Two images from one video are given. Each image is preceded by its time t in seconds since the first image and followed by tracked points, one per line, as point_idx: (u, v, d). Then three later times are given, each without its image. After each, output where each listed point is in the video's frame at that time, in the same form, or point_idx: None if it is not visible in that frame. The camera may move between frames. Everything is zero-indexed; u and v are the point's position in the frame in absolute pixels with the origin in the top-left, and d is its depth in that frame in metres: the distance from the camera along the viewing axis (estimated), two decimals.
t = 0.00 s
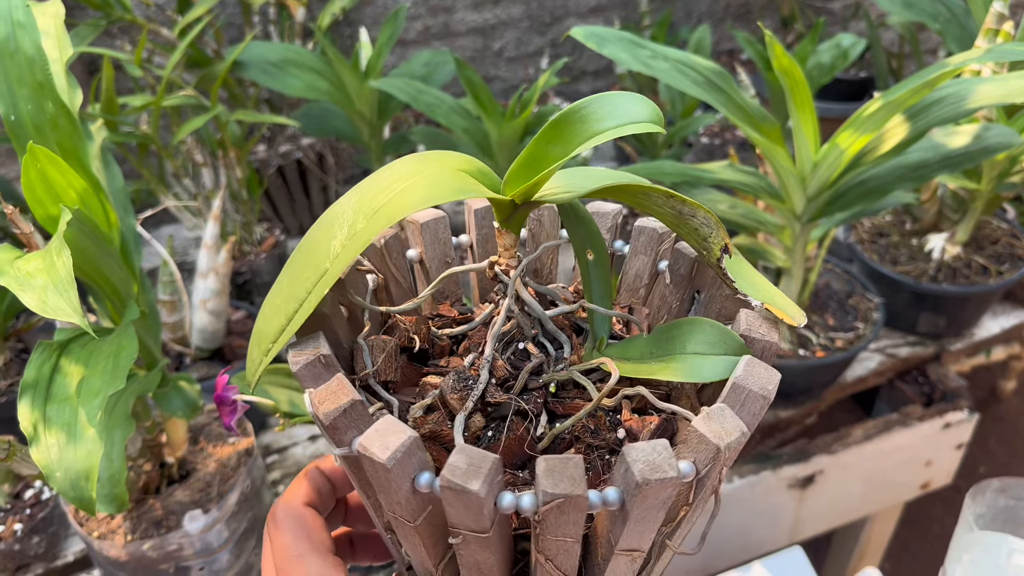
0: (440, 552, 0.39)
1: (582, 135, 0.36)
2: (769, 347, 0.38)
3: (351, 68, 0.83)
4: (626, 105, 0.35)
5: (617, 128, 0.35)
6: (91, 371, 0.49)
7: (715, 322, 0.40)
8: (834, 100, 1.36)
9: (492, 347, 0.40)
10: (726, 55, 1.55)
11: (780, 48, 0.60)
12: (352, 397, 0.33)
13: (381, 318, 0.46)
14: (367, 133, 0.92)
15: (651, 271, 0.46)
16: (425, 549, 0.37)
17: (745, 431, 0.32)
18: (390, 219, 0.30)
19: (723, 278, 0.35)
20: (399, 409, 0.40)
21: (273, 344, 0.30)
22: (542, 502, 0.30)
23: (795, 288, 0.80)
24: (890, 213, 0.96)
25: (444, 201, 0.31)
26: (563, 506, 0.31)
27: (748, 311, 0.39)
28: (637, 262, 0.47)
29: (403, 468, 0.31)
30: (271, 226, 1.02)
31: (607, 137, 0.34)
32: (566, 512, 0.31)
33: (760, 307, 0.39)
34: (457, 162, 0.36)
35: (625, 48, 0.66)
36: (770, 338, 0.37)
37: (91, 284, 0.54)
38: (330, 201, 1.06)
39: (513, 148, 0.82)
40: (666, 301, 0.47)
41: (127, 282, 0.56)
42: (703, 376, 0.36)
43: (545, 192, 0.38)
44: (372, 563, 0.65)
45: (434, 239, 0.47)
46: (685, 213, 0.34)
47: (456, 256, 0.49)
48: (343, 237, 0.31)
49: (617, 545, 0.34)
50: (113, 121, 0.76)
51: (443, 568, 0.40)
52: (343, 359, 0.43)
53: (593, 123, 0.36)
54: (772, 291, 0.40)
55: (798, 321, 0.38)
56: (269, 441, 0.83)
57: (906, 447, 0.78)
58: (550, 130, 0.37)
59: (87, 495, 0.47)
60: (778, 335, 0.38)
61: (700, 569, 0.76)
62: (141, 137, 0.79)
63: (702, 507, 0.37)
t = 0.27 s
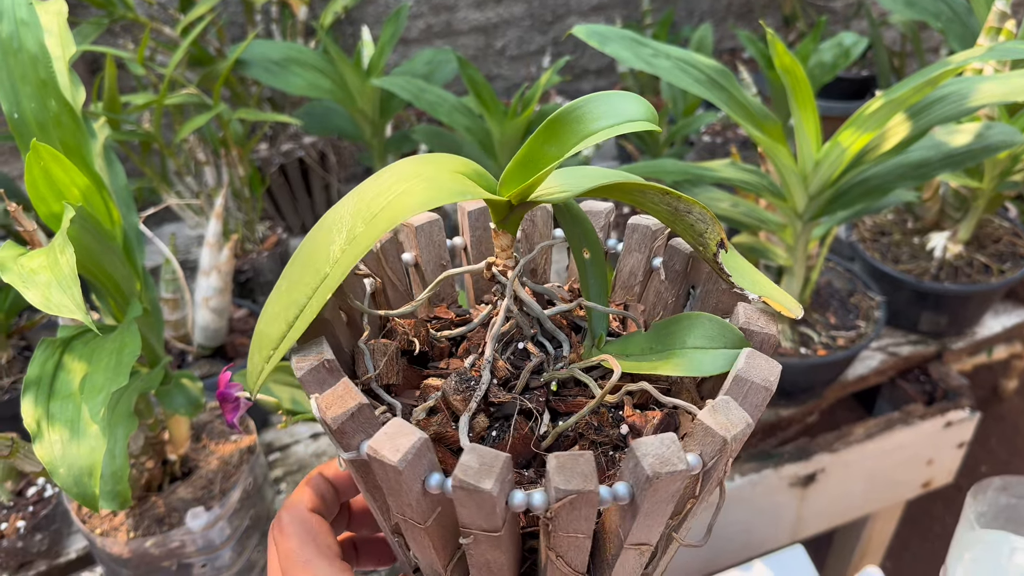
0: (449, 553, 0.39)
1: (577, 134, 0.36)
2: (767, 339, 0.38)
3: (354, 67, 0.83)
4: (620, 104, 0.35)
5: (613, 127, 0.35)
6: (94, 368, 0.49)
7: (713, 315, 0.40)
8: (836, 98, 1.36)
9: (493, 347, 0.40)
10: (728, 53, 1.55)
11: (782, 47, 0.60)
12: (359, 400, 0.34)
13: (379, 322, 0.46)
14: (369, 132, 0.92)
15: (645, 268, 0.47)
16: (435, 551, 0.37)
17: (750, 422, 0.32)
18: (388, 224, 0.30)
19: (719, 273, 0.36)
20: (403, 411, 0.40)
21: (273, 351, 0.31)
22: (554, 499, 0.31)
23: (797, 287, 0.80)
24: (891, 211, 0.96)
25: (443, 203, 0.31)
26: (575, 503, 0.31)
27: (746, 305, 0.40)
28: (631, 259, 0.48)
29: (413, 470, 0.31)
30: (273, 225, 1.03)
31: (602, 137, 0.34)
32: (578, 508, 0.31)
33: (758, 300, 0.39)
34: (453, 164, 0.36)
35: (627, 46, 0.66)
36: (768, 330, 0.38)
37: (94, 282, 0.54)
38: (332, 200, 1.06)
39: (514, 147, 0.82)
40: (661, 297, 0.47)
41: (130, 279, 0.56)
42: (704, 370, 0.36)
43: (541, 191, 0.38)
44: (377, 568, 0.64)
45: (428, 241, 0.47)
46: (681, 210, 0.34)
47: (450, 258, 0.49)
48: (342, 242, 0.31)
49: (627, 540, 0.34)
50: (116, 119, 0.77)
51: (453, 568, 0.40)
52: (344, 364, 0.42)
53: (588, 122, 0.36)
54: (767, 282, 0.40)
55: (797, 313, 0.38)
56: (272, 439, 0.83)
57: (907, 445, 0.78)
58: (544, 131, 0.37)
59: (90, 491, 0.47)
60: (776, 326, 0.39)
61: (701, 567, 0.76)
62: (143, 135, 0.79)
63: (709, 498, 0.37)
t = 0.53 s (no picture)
0: (458, 555, 0.39)
1: (579, 134, 0.36)
2: (771, 335, 0.38)
3: (356, 65, 0.83)
4: (622, 103, 0.35)
5: (615, 126, 0.35)
6: (96, 365, 0.49)
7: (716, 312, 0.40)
8: (838, 97, 1.36)
9: (497, 346, 0.40)
10: (731, 52, 1.55)
11: (785, 45, 0.60)
12: (368, 405, 0.34)
13: (380, 324, 0.46)
14: (371, 130, 0.92)
15: (644, 265, 0.47)
16: (445, 554, 0.37)
17: (759, 419, 0.32)
18: (392, 227, 0.30)
19: (722, 270, 0.35)
20: (408, 413, 0.41)
21: (277, 355, 0.31)
22: (567, 500, 0.31)
23: (799, 286, 0.80)
24: (894, 210, 0.96)
25: (445, 205, 0.31)
26: (588, 503, 0.31)
27: (748, 301, 0.40)
28: (630, 257, 0.47)
29: (426, 473, 0.31)
30: (276, 223, 1.03)
31: (607, 135, 0.34)
32: (591, 508, 0.31)
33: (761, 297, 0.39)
34: (453, 164, 0.36)
35: (629, 44, 0.66)
36: (772, 326, 0.38)
37: (96, 280, 0.54)
38: (334, 198, 1.06)
39: (517, 145, 0.82)
40: (661, 294, 0.46)
41: (132, 278, 0.56)
42: (709, 366, 0.36)
43: (541, 192, 0.38)
44: (383, 571, 0.63)
45: (427, 242, 0.47)
46: (682, 207, 0.34)
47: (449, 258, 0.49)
48: (344, 243, 0.31)
49: (638, 538, 0.34)
50: (118, 118, 0.77)
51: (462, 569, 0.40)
52: (348, 366, 0.42)
53: (589, 122, 0.36)
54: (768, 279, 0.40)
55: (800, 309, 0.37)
56: (274, 437, 0.83)
57: (910, 444, 0.77)
58: (546, 130, 0.36)
59: (92, 489, 0.47)
60: (780, 322, 0.39)
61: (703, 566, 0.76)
62: (145, 133, 0.79)
63: (716, 493, 0.37)
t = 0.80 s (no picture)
0: (460, 555, 0.39)
1: (577, 134, 0.36)
2: (770, 333, 0.38)
3: (358, 65, 0.83)
4: (620, 104, 0.35)
5: (613, 127, 0.35)
6: (100, 364, 0.49)
7: (715, 311, 0.40)
8: (841, 96, 1.36)
9: (497, 347, 0.40)
10: (733, 52, 1.55)
11: (786, 45, 0.60)
12: (368, 407, 0.34)
13: (380, 326, 0.46)
14: (373, 130, 0.92)
15: (644, 264, 0.47)
16: (446, 554, 0.37)
17: (759, 419, 0.32)
18: (391, 230, 0.30)
19: (720, 269, 0.35)
20: (408, 415, 0.41)
21: (278, 358, 0.31)
22: (567, 500, 0.31)
23: (801, 285, 0.80)
24: (896, 209, 0.96)
25: (444, 207, 0.31)
26: (588, 503, 0.31)
27: (748, 299, 0.40)
28: (629, 256, 0.48)
29: (426, 474, 0.31)
30: (278, 223, 1.03)
31: (605, 136, 0.34)
32: (591, 508, 0.31)
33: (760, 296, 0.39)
34: (454, 167, 0.36)
35: (631, 44, 0.66)
36: (771, 324, 0.38)
37: (100, 280, 0.55)
38: (336, 198, 1.06)
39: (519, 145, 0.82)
40: (660, 293, 0.46)
41: (135, 278, 0.56)
42: (708, 365, 0.36)
43: (539, 193, 0.38)
44: (385, 572, 0.63)
45: (426, 243, 0.47)
46: (680, 207, 0.34)
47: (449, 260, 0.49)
48: (344, 246, 0.31)
49: (639, 537, 0.34)
50: (121, 117, 0.77)
51: (465, 570, 0.40)
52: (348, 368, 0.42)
53: (586, 123, 0.36)
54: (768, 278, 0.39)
55: (798, 307, 0.37)
56: (276, 437, 0.83)
57: (912, 443, 0.77)
58: (545, 131, 0.36)
59: (96, 488, 0.47)
60: (779, 320, 0.39)
61: (705, 565, 0.76)
62: (148, 133, 0.80)
63: (717, 492, 0.37)
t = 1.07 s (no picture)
0: (460, 550, 0.39)
1: (580, 133, 0.36)
2: (773, 334, 0.38)
3: (360, 66, 0.84)
4: (623, 102, 0.35)
5: (616, 126, 0.35)
6: (103, 363, 0.50)
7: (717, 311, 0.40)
8: (842, 96, 1.36)
9: (499, 344, 0.40)
10: (735, 51, 1.55)
11: (788, 45, 0.60)
12: (369, 401, 0.34)
13: (384, 322, 0.46)
14: (375, 130, 0.92)
15: (648, 263, 0.47)
16: (446, 549, 0.37)
17: (759, 418, 0.32)
18: (394, 226, 0.30)
19: (723, 268, 0.35)
20: (410, 410, 0.41)
21: (281, 353, 0.31)
22: (566, 496, 0.31)
23: (803, 285, 0.80)
24: (898, 209, 0.96)
25: (448, 204, 0.31)
26: (587, 499, 0.31)
27: (750, 300, 0.39)
28: (633, 255, 0.47)
29: (426, 468, 0.31)
30: (280, 223, 1.03)
31: (608, 134, 0.34)
32: (590, 504, 0.31)
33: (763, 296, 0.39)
34: (458, 164, 0.36)
35: (633, 44, 0.66)
36: (773, 324, 0.37)
37: (103, 280, 0.55)
38: (338, 198, 1.06)
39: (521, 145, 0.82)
40: (663, 293, 0.46)
41: (138, 278, 0.57)
42: (710, 364, 0.36)
43: (543, 191, 0.38)
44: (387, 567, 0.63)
45: (430, 240, 0.47)
46: (683, 205, 0.34)
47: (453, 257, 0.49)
48: (348, 242, 0.31)
49: (637, 534, 0.34)
50: (124, 118, 0.77)
51: (464, 565, 0.40)
52: (352, 363, 0.43)
53: (591, 121, 0.36)
54: (771, 279, 0.40)
55: (799, 308, 0.37)
56: (279, 436, 0.84)
57: (914, 443, 0.77)
58: (549, 129, 0.36)
59: (99, 487, 0.47)
60: (782, 321, 0.38)
61: (707, 565, 0.76)
62: (150, 133, 0.80)
63: (717, 490, 0.37)
